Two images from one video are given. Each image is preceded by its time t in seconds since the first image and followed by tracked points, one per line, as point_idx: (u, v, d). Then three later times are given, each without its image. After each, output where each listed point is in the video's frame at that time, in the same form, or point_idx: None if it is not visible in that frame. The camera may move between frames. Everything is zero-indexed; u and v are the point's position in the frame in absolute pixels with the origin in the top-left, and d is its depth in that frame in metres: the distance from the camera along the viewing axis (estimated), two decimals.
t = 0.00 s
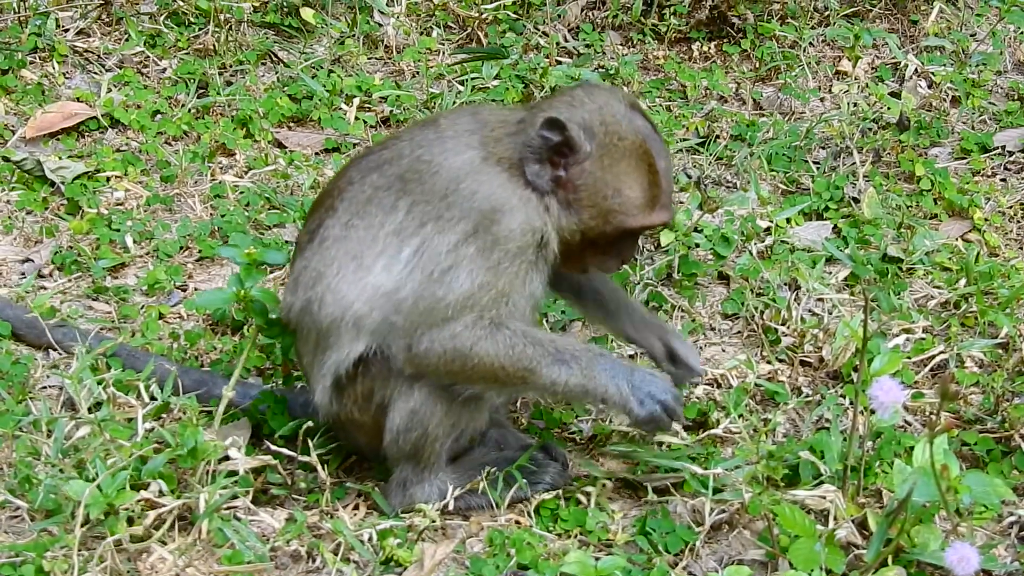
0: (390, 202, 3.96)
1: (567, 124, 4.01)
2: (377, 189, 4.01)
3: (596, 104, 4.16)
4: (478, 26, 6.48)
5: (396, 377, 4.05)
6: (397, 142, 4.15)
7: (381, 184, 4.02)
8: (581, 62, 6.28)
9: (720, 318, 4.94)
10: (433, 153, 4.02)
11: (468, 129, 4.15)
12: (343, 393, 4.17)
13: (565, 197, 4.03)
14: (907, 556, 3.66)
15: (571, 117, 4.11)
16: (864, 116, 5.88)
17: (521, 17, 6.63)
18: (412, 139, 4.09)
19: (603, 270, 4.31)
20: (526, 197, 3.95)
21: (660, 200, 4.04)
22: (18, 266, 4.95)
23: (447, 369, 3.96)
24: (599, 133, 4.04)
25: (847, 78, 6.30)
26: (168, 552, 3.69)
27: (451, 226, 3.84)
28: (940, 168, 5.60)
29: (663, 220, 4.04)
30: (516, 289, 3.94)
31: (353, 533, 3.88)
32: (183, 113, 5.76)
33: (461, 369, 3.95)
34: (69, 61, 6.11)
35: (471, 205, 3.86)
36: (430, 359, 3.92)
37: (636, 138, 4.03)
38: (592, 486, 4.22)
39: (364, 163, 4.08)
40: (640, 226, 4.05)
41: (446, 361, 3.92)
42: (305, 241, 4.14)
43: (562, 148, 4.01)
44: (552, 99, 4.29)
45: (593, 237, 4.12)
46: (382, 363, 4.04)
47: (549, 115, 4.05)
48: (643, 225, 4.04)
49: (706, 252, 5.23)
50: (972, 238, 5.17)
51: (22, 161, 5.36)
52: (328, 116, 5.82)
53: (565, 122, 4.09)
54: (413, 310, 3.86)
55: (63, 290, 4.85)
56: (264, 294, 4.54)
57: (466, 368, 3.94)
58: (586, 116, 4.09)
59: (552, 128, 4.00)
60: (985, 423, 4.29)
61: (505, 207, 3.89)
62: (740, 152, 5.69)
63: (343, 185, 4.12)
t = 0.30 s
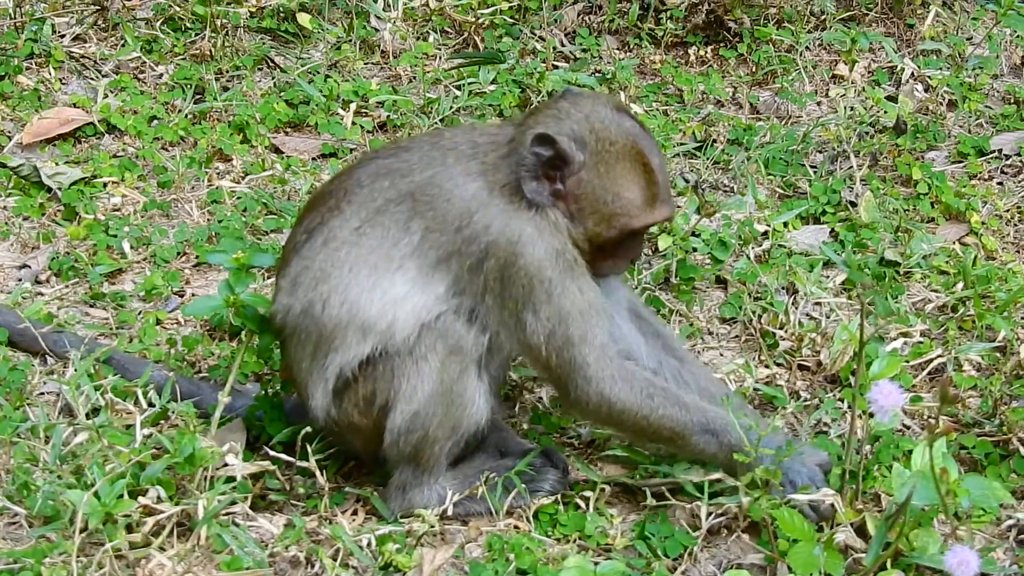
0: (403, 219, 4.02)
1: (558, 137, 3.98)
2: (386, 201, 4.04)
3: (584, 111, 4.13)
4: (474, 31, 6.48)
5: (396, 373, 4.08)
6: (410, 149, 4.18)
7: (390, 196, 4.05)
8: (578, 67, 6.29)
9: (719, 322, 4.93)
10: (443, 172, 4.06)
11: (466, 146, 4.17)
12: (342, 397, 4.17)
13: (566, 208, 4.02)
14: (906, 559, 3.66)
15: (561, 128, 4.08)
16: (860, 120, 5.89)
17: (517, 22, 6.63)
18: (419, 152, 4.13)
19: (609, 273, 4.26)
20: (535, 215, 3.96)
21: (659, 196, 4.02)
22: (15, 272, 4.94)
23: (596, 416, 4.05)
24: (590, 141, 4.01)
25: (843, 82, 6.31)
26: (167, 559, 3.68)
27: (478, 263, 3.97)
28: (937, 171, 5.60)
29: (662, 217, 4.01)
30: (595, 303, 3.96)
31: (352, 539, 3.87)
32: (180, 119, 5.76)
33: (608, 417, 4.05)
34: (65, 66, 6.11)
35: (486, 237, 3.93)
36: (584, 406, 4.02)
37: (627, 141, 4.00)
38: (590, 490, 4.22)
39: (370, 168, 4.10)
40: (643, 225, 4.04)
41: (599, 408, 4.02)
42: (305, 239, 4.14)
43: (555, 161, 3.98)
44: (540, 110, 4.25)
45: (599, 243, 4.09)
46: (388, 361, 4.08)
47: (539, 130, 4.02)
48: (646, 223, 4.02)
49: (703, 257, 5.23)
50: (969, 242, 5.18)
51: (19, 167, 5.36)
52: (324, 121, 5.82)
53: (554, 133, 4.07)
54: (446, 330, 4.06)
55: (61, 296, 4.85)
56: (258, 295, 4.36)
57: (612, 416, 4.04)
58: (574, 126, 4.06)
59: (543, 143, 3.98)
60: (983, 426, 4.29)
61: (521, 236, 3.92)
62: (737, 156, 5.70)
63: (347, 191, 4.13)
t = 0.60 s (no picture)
0: (397, 209, 4.03)
1: (555, 128, 4.02)
2: (382, 193, 4.06)
3: (582, 105, 4.14)
4: (471, 35, 6.49)
5: (389, 378, 4.07)
6: (407, 148, 4.19)
7: (386, 188, 4.06)
8: (575, 72, 6.29)
9: (716, 326, 4.94)
10: (438, 162, 4.09)
11: (465, 142, 4.19)
12: (339, 400, 4.18)
13: (560, 200, 4.03)
14: (903, 562, 3.67)
15: (559, 121, 4.09)
16: (857, 124, 5.90)
17: (514, 26, 6.64)
18: (418, 146, 4.15)
19: (607, 270, 4.24)
20: (531, 210, 3.97)
21: (656, 193, 3.98)
22: (12, 279, 4.94)
23: (539, 412, 4.06)
24: (587, 135, 4.02)
25: (840, 86, 6.32)
26: (166, 565, 3.68)
27: (466, 250, 3.95)
28: (933, 174, 5.61)
29: (659, 214, 3.96)
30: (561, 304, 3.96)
31: (351, 544, 3.86)
32: (177, 124, 5.75)
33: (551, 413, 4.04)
34: (62, 72, 6.11)
35: (476, 223, 3.93)
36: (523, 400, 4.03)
37: (623, 135, 4.00)
38: (589, 494, 4.23)
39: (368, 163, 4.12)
40: (637, 222, 3.98)
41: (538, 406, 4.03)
42: (303, 239, 4.16)
43: (551, 152, 4.01)
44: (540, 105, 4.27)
45: (592, 237, 4.08)
46: (381, 366, 4.08)
47: (536, 121, 4.06)
48: (641, 220, 3.97)
49: (701, 261, 5.24)
50: (965, 245, 5.19)
51: (16, 173, 5.35)
52: (322, 126, 5.82)
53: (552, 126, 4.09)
54: (438, 337, 4.02)
55: (58, 302, 4.84)
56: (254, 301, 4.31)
57: (556, 412, 4.03)
58: (572, 119, 4.07)
59: (541, 134, 4.01)
60: (981, 429, 4.31)
61: (513, 225, 3.92)
62: (734, 160, 5.71)
63: (346, 186, 4.13)
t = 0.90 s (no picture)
0: (388, 202, 4.02)
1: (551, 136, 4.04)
2: (374, 189, 4.05)
3: (580, 113, 4.17)
4: (463, 39, 6.48)
5: (386, 381, 4.05)
6: (399, 146, 4.21)
7: (379, 184, 4.06)
8: (567, 75, 6.29)
9: (708, 328, 4.94)
10: (430, 154, 4.11)
11: (462, 138, 4.22)
12: (335, 403, 4.16)
13: (554, 206, 4.06)
14: (896, 564, 3.67)
15: (556, 128, 4.12)
16: (849, 126, 5.90)
17: (506, 30, 6.65)
18: (413, 143, 4.17)
19: (602, 277, 4.25)
20: (521, 206, 4.00)
21: (649, 202, 4.00)
22: (3, 283, 4.93)
23: (488, 400, 3.85)
24: (582, 143, 4.05)
25: (831, 89, 6.32)
26: (159, 569, 3.67)
27: (451, 235, 3.91)
28: (925, 177, 5.62)
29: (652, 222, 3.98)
30: (531, 295, 3.91)
31: (343, 547, 3.85)
32: (168, 128, 5.75)
33: (500, 398, 3.84)
34: (53, 76, 6.10)
35: (465, 209, 3.93)
36: (468, 385, 3.82)
37: (618, 144, 4.01)
38: (582, 497, 4.23)
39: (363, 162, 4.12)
40: (629, 229, 4.01)
41: (486, 390, 3.82)
42: (299, 243, 4.15)
43: (546, 159, 4.03)
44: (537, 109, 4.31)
45: (585, 243, 4.11)
46: (377, 369, 4.05)
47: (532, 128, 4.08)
48: (633, 228, 4.00)
49: (693, 263, 5.24)
50: (957, 247, 5.20)
51: (7, 177, 5.34)
52: (313, 130, 5.82)
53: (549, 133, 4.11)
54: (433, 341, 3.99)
55: (50, 307, 4.84)
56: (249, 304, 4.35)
57: (505, 396, 3.83)
58: (567, 127, 4.11)
59: (536, 140, 4.03)
60: (973, 431, 4.31)
61: (502, 216, 3.94)
62: (726, 163, 5.71)
63: (341, 186, 4.14)
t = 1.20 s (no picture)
0: (374, 206, 4.01)
1: (532, 138, 4.03)
2: (359, 193, 4.04)
3: (563, 116, 4.16)
4: (452, 41, 6.49)
5: (374, 384, 4.06)
6: (383, 149, 4.19)
7: (363, 188, 4.05)
8: (556, 78, 6.30)
9: (696, 331, 4.94)
10: (414, 158, 4.10)
11: (447, 139, 4.22)
12: (324, 407, 4.15)
13: (535, 209, 4.04)
14: (884, 566, 3.67)
15: (537, 130, 4.11)
16: (837, 129, 5.91)
17: (495, 32, 6.65)
18: (397, 146, 4.15)
19: (582, 282, 4.27)
20: (502, 209, 3.99)
21: (629, 208, 3.99)
22: None
23: (469, 401, 3.96)
24: (563, 146, 4.04)
25: (820, 92, 6.33)
26: (146, 572, 3.67)
27: (438, 239, 3.92)
28: (912, 180, 5.63)
29: (631, 228, 3.97)
30: (515, 300, 3.96)
31: (331, 550, 3.85)
32: (156, 130, 5.75)
33: (483, 402, 3.96)
34: (41, 78, 6.09)
35: (450, 213, 3.94)
36: (453, 390, 3.93)
37: (599, 150, 4.01)
38: (570, 499, 4.22)
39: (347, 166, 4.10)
40: (607, 235, 4.00)
41: (470, 393, 3.93)
42: (283, 248, 4.12)
43: (527, 161, 4.02)
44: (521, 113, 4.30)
45: (564, 248, 4.11)
46: (365, 372, 4.05)
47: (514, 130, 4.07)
48: (610, 234, 3.99)
49: (681, 266, 5.24)
50: (945, 250, 5.21)
51: None
52: (302, 132, 5.81)
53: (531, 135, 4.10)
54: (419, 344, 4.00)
55: (37, 309, 4.83)
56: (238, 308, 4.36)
57: (488, 400, 3.95)
58: (550, 130, 4.09)
59: (518, 143, 4.02)
60: (960, 434, 4.31)
61: (485, 220, 3.94)
62: (714, 166, 5.72)
63: (325, 191, 4.11)
